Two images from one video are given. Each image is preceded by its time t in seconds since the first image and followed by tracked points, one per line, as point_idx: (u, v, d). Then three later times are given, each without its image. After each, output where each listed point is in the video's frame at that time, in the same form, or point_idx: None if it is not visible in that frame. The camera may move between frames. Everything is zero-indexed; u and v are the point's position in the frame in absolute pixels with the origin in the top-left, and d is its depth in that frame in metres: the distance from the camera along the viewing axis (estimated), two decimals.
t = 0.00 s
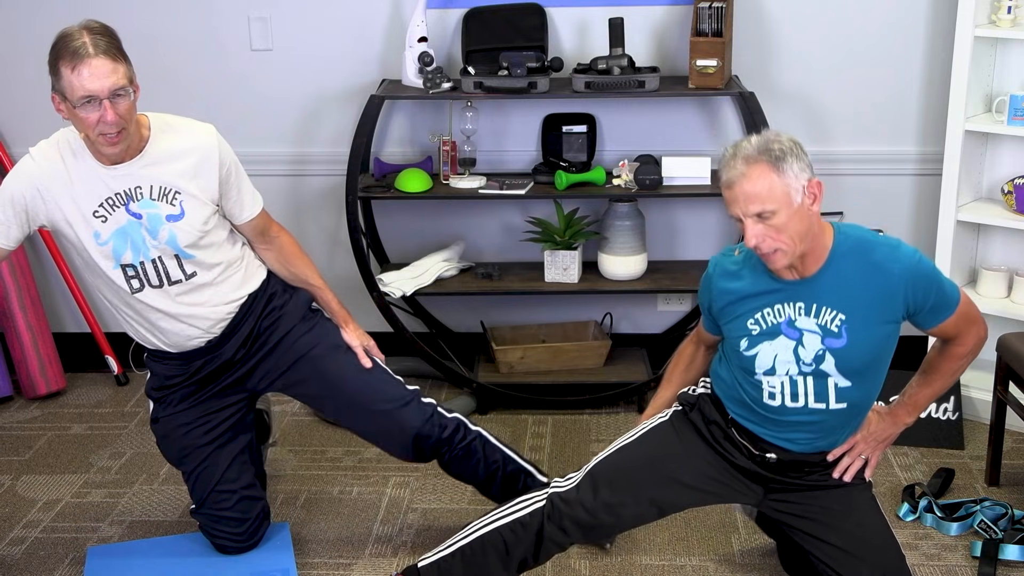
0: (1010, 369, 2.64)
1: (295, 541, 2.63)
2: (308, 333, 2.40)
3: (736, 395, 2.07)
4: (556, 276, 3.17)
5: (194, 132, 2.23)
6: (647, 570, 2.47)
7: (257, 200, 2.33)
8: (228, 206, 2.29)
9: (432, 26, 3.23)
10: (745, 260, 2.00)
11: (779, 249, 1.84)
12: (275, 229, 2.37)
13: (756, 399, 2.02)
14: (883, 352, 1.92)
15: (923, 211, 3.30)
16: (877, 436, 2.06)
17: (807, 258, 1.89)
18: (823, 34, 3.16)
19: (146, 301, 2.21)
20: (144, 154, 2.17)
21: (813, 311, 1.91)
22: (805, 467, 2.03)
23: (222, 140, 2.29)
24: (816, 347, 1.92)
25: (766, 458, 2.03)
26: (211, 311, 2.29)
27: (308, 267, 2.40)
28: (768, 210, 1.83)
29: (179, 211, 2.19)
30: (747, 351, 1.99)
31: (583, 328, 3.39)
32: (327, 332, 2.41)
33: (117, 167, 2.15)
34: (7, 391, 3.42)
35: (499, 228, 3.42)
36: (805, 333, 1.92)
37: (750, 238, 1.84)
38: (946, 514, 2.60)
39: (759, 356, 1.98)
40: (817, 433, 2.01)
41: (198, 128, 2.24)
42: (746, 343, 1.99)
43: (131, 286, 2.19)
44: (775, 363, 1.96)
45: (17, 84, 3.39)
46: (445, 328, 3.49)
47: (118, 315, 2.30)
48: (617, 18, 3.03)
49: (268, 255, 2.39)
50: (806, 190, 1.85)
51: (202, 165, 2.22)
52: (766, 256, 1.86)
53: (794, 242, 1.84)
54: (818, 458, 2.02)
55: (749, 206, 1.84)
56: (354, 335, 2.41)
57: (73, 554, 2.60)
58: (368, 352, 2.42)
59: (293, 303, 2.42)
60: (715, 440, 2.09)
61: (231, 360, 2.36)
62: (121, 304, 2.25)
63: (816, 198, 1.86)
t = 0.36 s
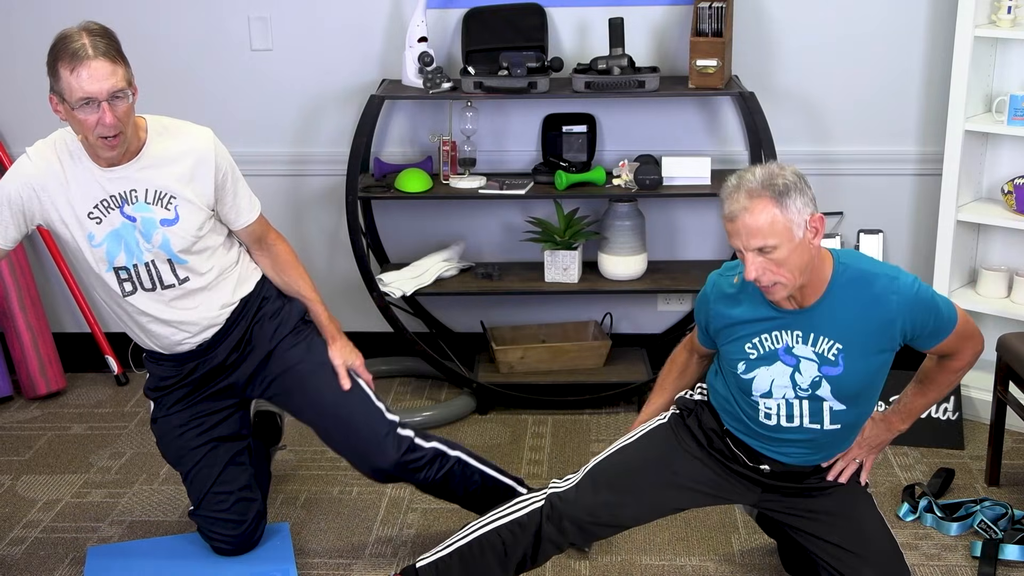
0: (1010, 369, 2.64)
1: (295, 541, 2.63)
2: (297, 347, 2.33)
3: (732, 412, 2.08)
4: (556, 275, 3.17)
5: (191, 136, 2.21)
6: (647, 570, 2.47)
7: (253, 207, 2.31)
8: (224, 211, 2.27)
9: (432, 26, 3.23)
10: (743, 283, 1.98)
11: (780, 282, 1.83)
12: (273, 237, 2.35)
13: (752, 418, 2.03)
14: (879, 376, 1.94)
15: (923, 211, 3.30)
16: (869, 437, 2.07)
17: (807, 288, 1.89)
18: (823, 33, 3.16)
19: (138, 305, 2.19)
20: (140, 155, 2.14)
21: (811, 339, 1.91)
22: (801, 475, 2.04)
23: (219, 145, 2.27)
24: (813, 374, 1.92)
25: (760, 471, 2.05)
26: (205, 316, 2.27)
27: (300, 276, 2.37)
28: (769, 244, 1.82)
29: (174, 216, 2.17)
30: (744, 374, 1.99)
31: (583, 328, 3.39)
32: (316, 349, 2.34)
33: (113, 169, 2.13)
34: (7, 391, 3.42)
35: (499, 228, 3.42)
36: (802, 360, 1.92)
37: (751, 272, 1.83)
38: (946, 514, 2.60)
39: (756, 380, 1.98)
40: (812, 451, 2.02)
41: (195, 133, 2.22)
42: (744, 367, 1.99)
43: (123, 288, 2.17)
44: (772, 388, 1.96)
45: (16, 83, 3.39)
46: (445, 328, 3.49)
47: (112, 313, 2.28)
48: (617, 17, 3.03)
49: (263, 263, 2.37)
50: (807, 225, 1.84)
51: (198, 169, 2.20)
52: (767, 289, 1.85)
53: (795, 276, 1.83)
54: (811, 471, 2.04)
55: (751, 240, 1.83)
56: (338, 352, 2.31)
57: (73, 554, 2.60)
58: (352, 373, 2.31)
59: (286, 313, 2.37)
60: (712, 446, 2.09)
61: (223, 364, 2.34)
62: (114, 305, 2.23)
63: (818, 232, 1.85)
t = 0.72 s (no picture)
0: (1010, 369, 2.64)
1: (295, 541, 2.63)
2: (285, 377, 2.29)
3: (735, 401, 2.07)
4: (556, 276, 3.17)
5: (189, 142, 2.18)
6: (647, 570, 2.47)
7: (253, 214, 2.25)
8: (220, 219, 2.22)
9: (432, 26, 3.23)
10: (747, 269, 1.99)
11: (784, 263, 1.82)
12: (273, 249, 2.29)
13: (755, 405, 2.02)
14: (883, 362, 1.92)
15: (922, 211, 3.31)
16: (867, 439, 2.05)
17: (812, 270, 1.88)
18: (822, 33, 3.16)
19: (129, 307, 2.19)
20: (137, 158, 2.12)
21: (814, 323, 1.91)
22: (803, 469, 2.04)
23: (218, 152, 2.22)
24: (817, 357, 1.91)
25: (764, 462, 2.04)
26: (193, 324, 2.24)
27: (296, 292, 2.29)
28: (775, 224, 1.81)
29: (166, 222, 2.14)
30: (747, 360, 1.98)
31: (583, 328, 3.39)
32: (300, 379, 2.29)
33: (107, 172, 2.11)
34: (7, 391, 3.42)
35: (499, 228, 3.42)
36: (805, 343, 1.92)
37: (756, 251, 1.82)
38: (945, 514, 2.60)
39: (760, 365, 1.97)
40: (816, 440, 2.01)
41: (193, 139, 2.19)
42: (747, 352, 1.98)
43: (114, 289, 2.17)
44: (775, 373, 1.95)
45: (17, 83, 3.39)
46: (445, 328, 3.50)
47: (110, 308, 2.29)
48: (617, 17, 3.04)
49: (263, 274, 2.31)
50: (813, 206, 1.84)
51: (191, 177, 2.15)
52: (770, 270, 1.84)
53: (799, 257, 1.83)
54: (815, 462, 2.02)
55: (756, 219, 1.82)
56: (315, 381, 2.26)
57: (73, 554, 2.60)
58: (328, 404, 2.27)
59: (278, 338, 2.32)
60: (714, 438, 2.08)
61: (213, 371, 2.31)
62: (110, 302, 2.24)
63: (823, 214, 1.85)
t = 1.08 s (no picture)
0: (1010, 369, 2.63)
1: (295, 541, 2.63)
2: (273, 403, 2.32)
3: (754, 382, 1.96)
4: (556, 276, 3.17)
5: (192, 155, 2.12)
6: (647, 570, 2.47)
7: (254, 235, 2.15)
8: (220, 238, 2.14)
9: (432, 26, 3.23)
10: (791, 236, 1.88)
11: (863, 236, 1.73)
12: (264, 274, 2.15)
13: (781, 384, 1.91)
14: (913, 350, 1.86)
15: (922, 211, 3.31)
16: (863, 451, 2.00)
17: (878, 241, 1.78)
18: (822, 33, 3.16)
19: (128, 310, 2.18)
20: (140, 169, 2.08)
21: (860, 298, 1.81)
22: (813, 466, 1.98)
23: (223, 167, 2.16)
24: (859, 335, 1.81)
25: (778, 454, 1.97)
26: (189, 333, 2.23)
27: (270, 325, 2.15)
28: (868, 194, 1.71)
29: (165, 233, 2.10)
30: (784, 333, 1.86)
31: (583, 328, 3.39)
32: (288, 408, 2.33)
33: (112, 178, 2.09)
34: (7, 391, 3.42)
35: (499, 228, 3.42)
36: (849, 319, 1.82)
37: (845, 219, 1.71)
38: (946, 514, 2.60)
39: (796, 339, 1.86)
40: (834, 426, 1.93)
41: (196, 153, 2.13)
42: (784, 325, 1.86)
43: (113, 292, 2.16)
44: (813, 348, 1.85)
45: (18, 83, 3.39)
46: (445, 328, 3.50)
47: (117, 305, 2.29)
48: (617, 17, 3.04)
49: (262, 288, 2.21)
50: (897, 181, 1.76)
51: (188, 189, 2.09)
52: (846, 239, 1.74)
53: (875, 231, 1.74)
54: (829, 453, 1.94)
55: (853, 186, 1.70)
56: (250, 418, 2.14)
57: (73, 554, 2.60)
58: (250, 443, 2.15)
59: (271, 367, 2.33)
60: (722, 437, 2.04)
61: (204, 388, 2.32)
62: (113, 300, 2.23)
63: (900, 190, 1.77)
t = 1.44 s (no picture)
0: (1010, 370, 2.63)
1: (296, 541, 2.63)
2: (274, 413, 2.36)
3: (820, 366, 1.97)
4: (556, 276, 3.17)
5: (190, 194, 2.03)
6: (647, 570, 2.47)
7: (242, 284, 2.03)
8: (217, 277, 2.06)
9: (432, 26, 3.23)
10: (898, 241, 1.82)
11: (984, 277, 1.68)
12: (252, 326, 2.05)
13: (848, 375, 1.92)
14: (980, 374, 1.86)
15: (922, 211, 3.31)
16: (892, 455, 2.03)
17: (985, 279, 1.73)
18: (822, 34, 3.16)
19: (139, 321, 2.20)
20: (144, 203, 2.02)
21: (950, 319, 1.78)
22: (857, 455, 2.01)
23: (224, 207, 2.05)
24: (938, 352, 1.81)
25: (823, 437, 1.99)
26: (200, 342, 2.24)
27: (257, 380, 2.09)
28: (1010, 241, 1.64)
29: (166, 264, 2.06)
30: (867, 332, 1.84)
31: (583, 328, 3.39)
32: (289, 418, 2.37)
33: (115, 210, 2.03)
34: (7, 391, 3.42)
35: (499, 228, 3.42)
36: (933, 335, 1.80)
37: (981, 263, 1.65)
38: (946, 514, 2.59)
39: (878, 342, 1.84)
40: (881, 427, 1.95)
41: (195, 192, 2.03)
42: (868, 326, 1.84)
43: (124, 305, 2.16)
44: (890, 354, 1.84)
45: (17, 83, 3.39)
46: (445, 328, 3.50)
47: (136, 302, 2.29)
48: (617, 18, 3.04)
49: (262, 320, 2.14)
50: None
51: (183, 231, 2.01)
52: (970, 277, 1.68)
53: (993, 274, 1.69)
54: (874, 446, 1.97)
55: (999, 232, 1.63)
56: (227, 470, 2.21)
57: (73, 554, 2.61)
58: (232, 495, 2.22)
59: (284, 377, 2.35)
60: (783, 411, 2.03)
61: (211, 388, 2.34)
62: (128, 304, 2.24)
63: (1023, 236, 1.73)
